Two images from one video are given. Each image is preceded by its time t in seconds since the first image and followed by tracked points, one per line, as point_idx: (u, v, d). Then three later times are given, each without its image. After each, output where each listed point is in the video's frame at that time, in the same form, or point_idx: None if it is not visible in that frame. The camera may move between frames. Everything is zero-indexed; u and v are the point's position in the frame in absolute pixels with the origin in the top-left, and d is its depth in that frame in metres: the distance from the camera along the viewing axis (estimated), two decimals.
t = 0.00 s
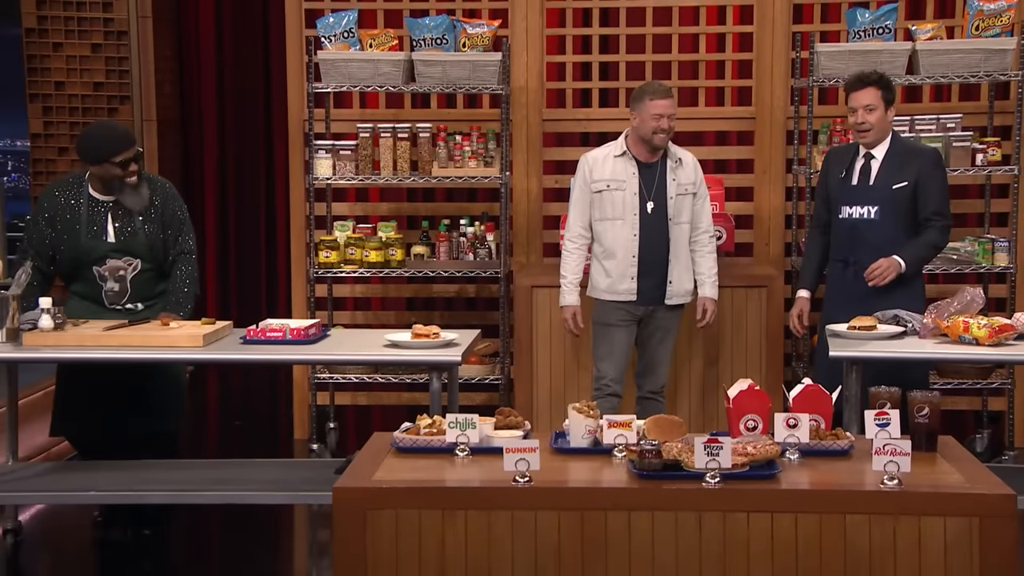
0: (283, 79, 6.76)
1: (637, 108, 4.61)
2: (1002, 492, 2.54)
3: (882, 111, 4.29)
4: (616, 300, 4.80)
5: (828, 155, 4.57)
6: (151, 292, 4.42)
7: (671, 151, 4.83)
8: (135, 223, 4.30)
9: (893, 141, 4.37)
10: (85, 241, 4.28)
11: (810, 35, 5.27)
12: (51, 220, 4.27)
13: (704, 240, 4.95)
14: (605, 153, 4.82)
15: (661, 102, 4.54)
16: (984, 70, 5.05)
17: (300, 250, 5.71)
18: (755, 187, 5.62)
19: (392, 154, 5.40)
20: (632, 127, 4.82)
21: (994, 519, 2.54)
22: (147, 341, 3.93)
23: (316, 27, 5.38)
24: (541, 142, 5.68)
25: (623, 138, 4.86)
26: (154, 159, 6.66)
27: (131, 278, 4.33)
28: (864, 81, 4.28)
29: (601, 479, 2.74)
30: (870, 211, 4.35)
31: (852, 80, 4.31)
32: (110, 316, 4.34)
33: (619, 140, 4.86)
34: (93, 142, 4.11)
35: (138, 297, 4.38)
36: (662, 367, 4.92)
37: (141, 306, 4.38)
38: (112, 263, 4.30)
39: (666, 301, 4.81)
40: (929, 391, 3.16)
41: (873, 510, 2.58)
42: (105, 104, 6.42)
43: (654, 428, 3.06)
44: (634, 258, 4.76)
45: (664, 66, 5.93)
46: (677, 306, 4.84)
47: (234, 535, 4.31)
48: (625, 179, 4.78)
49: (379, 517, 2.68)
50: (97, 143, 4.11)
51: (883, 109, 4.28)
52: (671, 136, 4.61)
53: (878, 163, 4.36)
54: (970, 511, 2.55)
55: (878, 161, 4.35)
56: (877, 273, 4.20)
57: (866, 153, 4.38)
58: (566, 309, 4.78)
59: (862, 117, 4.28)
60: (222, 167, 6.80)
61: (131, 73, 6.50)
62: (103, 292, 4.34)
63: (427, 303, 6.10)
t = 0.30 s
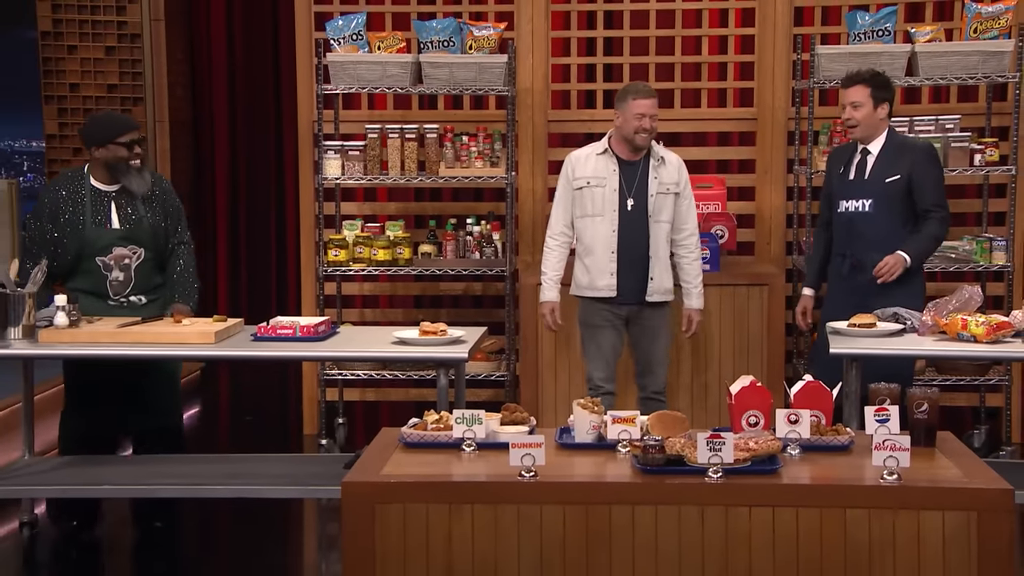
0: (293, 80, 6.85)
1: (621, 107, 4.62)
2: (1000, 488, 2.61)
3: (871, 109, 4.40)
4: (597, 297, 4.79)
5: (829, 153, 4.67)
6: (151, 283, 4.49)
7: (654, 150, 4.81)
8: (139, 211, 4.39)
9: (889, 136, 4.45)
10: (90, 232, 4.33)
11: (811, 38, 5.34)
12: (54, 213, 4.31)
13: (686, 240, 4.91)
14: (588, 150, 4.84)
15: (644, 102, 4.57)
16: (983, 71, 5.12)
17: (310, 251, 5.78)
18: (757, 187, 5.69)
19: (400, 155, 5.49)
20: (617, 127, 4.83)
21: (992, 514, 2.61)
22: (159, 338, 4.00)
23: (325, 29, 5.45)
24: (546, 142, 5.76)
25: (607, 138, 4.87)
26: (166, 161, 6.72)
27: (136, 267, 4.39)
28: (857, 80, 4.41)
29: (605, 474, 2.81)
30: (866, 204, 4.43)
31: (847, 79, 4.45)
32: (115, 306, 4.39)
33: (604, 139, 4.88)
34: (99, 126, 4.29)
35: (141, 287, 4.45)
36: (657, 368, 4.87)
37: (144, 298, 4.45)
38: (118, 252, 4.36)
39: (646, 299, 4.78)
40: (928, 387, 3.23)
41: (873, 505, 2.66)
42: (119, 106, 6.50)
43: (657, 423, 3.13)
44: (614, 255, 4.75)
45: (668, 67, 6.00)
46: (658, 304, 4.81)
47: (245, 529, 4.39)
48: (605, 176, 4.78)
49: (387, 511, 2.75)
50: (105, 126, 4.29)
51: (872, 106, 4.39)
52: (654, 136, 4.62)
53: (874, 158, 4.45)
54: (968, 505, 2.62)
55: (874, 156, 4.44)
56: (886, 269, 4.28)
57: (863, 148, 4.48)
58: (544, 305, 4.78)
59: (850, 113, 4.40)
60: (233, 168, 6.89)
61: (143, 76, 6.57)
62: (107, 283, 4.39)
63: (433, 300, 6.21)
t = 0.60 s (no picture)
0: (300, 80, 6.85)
1: (615, 108, 4.59)
2: (1006, 488, 2.61)
3: (873, 107, 4.40)
4: (594, 300, 4.78)
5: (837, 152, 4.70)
6: (148, 279, 4.50)
7: (648, 150, 4.80)
8: (138, 204, 4.42)
9: (892, 134, 4.46)
10: (92, 226, 4.35)
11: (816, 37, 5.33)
12: (55, 207, 4.33)
13: (681, 241, 4.90)
14: (582, 152, 4.82)
15: (640, 102, 4.52)
16: (988, 71, 5.12)
17: (315, 250, 5.80)
18: (762, 187, 5.68)
19: (405, 154, 5.50)
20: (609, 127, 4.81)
21: (998, 514, 2.61)
22: (166, 337, 4.02)
23: (331, 30, 5.46)
24: (552, 142, 5.76)
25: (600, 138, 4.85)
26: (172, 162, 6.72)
27: (136, 261, 4.41)
28: (859, 79, 4.43)
29: (611, 474, 2.81)
30: (869, 201, 4.44)
31: (849, 78, 4.48)
32: (117, 301, 4.39)
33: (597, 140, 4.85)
34: (99, 118, 4.34)
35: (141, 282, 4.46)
36: (662, 367, 4.85)
37: (143, 294, 4.46)
38: (119, 246, 4.37)
39: (642, 301, 4.77)
40: (933, 387, 3.24)
41: (879, 505, 2.66)
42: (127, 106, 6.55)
43: (663, 423, 3.13)
44: (610, 257, 4.74)
45: (673, 67, 6.00)
46: (656, 306, 4.80)
47: (251, 528, 4.40)
48: (600, 178, 4.77)
49: (393, 510, 2.76)
50: (104, 117, 4.33)
51: (874, 104, 4.39)
52: (648, 137, 4.59)
53: (877, 155, 4.46)
54: (974, 505, 2.62)
55: (877, 153, 4.46)
56: (874, 262, 4.26)
57: (867, 146, 4.50)
58: (538, 309, 4.72)
59: (852, 111, 4.40)
60: (239, 168, 6.91)
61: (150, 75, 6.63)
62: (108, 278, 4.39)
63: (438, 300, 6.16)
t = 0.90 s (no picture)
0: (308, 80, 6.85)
1: (630, 108, 4.56)
2: (1015, 487, 2.60)
3: (887, 105, 4.38)
4: (609, 302, 4.74)
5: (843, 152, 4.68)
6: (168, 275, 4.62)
7: (660, 151, 4.78)
8: (168, 202, 4.53)
9: (903, 133, 4.47)
10: (132, 223, 4.41)
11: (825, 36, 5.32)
12: (96, 204, 4.32)
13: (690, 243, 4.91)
14: (595, 152, 4.77)
15: (655, 103, 4.50)
16: (997, 70, 5.11)
17: (323, 249, 5.81)
18: (770, 186, 5.68)
19: (413, 154, 5.49)
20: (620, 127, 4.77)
21: (1007, 514, 2.60)
22: (175, 336, 4.02)
23: (340, 29, 5.46)
24: (559, 142, 5.76)
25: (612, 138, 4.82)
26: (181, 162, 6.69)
27: (169, 256, 4.52)
28: (871, 77, 4.39)
29: (620, 473, 2.81)
30: (883, 201, 4.44)
31: (860, 76, 4.43)
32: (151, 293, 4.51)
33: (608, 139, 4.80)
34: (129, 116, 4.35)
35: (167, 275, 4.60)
36: (675, 363, 4.82)
37: (169, 289, 4.58)
38: (156, 242, 4.47)
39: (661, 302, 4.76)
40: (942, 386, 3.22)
41: (888, 504, 2.65)
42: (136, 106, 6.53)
43: (672, 423, 3.13)
44: (627, 259, 4.71)
45: (681, 66, 6.00)
46: (671, 307, 4.79)
47: (259, 527, 4.40)
48: (616, 178, 4.72)
49: (401, 509, 2.76)
50: (138, 115, 4.36)
51: (888, 102, 4.37)
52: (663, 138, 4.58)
53: (889, 154, 4.47)
54: (983, 505, 2.61)
55: (889, 152, 4.46)
56: (893, 264, 4.28)
57: (878, 145, 4.49)
58: (555, 312, 4.67)
59: (867, 111, 4.38)
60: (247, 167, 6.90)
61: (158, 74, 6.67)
62: (142, 273, 4.47)
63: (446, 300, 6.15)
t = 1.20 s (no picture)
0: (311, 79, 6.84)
1: (656, 111, 4.35)
2: (1018, 487, 2.60)
3: (900, 108, 4.37)
4: (631, 309, 4.56)
5: (846, 152, 4.63)
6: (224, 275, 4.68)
7: (685, 156, 4.60)
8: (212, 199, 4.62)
9: (913, 135, 4.47)
10: (193, 219, 4.48)
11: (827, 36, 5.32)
12: (157, 202, 4.41)
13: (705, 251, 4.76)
14: (624, 155, 4.55)
15: (683, 108, 4.30)
16: (1000, 70, 5.11)
17: (326, 248, 5.82)
18: (773, 186, 5.70)
19: (416, 153, 5.49)
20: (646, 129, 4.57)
21: (1010, 514, 2.60)
22: (177, 335, 4.03)
23: (342, 29, 5.46)
24: (562, 142, 5.77)
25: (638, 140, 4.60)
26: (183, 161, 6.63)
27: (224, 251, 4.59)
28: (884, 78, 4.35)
29: (622, 473, 2.81)
30: (895, 204, 4.44)
31: (872, 77, 4.37)
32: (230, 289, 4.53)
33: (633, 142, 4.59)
34: (173, 116, 4.50)
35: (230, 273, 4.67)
36: (696, 364, 4.60)
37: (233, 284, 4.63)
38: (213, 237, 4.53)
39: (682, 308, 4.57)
40: (946, 386, 3.22)
41: (890, 505, 2.65)
42: (136, 106, 6.37)
43: (674, 422, 3.13)
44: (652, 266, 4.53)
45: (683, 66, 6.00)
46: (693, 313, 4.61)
47: (262, 527, 4.40)
48: (647, 184, 4.53)
49: (404, 508, 2.76)
50: (174, 117, 4.50)
51: (902, 105, 4.36)
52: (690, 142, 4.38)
53: (900, 157, 4.45)
54: (986, 505, 2.61)
55: (901, 155, 4.45)
56: (916, 272, 4.30)
57: (888, 148, 4.47)
58: (595, 318, 4.38)
59: (881, 113, 4.36)
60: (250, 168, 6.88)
61: (161, 77, 6.40)
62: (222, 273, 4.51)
63: (449, 299, 6.14)
